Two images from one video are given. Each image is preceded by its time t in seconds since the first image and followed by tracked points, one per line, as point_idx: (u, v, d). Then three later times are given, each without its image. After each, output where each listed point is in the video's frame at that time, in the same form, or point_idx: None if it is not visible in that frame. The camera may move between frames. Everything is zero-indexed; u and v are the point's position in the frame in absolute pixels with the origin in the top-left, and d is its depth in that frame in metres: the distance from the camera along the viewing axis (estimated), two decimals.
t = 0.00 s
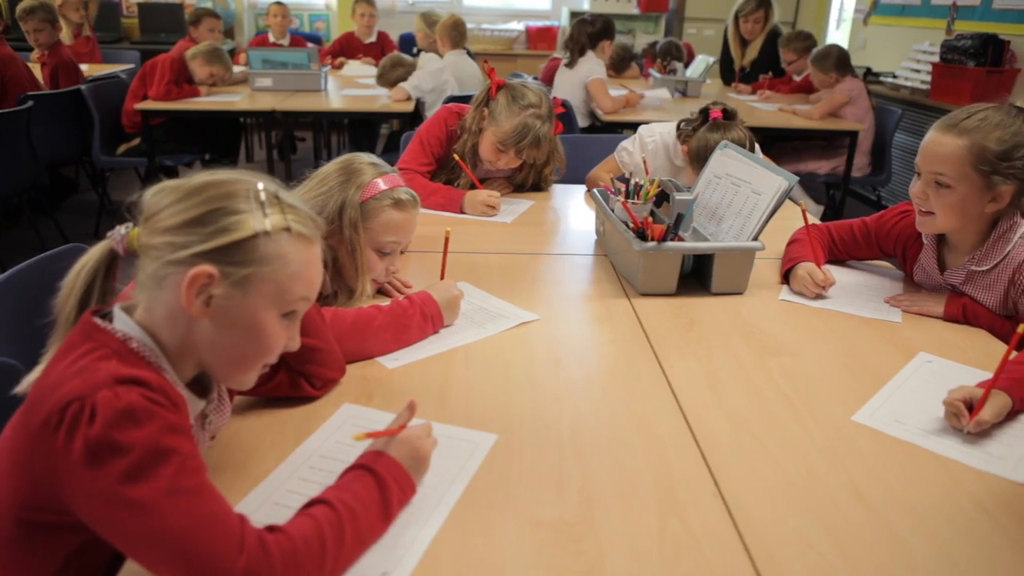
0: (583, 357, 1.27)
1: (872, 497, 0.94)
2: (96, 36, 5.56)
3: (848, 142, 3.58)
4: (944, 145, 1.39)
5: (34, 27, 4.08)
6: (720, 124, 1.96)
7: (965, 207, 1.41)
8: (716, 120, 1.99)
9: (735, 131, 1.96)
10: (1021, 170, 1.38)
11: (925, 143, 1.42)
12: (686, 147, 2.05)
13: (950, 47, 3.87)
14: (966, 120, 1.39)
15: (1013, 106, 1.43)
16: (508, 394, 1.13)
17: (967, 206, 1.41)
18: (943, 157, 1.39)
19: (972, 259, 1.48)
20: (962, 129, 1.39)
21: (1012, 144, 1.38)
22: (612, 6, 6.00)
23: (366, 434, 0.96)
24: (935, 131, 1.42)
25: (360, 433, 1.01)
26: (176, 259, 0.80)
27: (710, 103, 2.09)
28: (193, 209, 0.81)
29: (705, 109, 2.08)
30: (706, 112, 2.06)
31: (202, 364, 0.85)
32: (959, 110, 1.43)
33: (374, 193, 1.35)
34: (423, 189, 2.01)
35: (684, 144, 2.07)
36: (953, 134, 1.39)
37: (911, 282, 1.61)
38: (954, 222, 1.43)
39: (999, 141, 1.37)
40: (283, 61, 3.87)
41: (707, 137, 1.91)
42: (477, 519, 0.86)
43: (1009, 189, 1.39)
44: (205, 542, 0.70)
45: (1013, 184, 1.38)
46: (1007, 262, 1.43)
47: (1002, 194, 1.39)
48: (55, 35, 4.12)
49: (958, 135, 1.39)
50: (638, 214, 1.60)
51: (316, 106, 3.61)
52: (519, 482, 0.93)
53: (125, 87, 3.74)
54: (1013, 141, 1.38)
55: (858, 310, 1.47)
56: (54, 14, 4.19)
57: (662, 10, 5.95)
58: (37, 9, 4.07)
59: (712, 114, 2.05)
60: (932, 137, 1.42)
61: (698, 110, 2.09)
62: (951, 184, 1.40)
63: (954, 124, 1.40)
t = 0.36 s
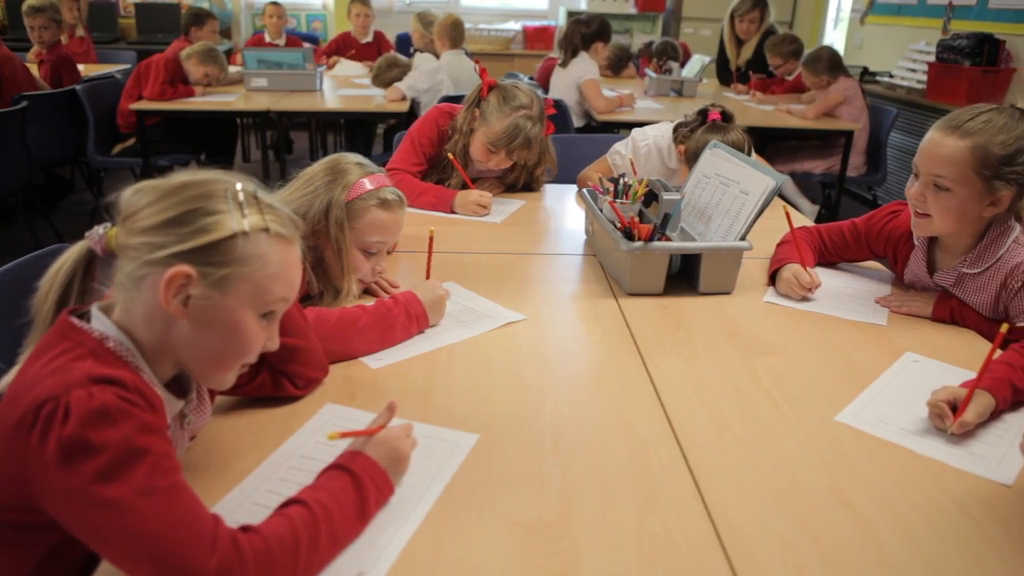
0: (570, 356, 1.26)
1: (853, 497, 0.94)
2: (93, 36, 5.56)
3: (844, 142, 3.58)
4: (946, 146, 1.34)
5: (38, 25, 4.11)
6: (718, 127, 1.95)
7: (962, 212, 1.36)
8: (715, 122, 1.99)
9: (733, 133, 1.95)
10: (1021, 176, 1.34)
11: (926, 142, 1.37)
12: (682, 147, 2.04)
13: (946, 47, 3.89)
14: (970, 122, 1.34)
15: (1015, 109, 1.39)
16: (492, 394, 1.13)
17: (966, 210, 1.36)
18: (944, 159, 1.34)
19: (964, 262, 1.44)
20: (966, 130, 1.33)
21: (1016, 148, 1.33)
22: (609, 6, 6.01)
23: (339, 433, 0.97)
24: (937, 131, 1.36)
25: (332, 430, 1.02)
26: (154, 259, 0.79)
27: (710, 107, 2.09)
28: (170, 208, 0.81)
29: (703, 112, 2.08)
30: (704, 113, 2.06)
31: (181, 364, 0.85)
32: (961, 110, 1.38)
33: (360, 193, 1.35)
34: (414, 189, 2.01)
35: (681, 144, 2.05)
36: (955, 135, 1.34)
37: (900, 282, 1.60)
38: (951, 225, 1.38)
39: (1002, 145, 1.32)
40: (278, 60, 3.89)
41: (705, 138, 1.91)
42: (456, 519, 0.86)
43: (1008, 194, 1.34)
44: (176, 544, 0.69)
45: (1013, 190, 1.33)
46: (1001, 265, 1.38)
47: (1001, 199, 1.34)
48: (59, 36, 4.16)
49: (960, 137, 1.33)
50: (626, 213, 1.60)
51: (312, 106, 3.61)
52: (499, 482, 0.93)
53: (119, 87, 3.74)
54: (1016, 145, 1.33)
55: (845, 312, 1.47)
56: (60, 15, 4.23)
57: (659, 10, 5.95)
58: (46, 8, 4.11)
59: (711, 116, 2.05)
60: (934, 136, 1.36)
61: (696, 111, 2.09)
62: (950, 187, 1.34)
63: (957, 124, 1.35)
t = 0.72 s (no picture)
0: (556, 356, 1.26)
1: (831, 496, 0.94)
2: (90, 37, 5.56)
3: (839, 141, 3.57)
4: (926, 147, 1.33)
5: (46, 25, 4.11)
6: (704, 116, 1.95)
7: (944, 213, 1.36)
8: (700, 112, 1.98)
9: (722, 122, 1.94)
10: (1000, 176, 1.34)
11: (905, 144, 1.36)
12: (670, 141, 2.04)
13: (942, 46, 3.89)
14: (949, 122, 1.33)
15: (994, 108, 1.38)
16: (474, 394, 1.13)
17: (948, 210, 1.35)
18: (925, 160, 1.33)
19: (948, 263, 1.44)
20: (945, 131, 1.33)
21: (995, 148, 1.33)
22: (606, 5, 6.00)
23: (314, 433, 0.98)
24: (916, 132, 1.36)
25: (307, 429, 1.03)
26: (129, 260, 0.79)
27: (693, 96, 2.09)
28: (145, 210, 0.81)
29: (687, 102, 2.08)
30: (691, 104, 2.05)
31: (158, 363, 0.84)
32: (941, 110, 1.37)
33: (347, 193, 1.35)
34: (404, 189, 2.00)
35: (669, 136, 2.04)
36: (935, 136, 1.33)
37: (888, 282, 1.60)
38: (933, 226, 1.38)
39: (982, 146, 1.32)
40: (273, 61, 3.88)
41: (690, 130, 1.90)
42: (433, 519, 0.86)
43: (988, 194, 1.34)
44: (147, 544, 0.69)
45: (993, 190, 1.33)
46: (985, 264, 1.38)
47: (982, 199, 1.34)
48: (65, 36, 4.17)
49: (940, 138, 1.33)
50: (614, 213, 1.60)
51: (307, 106, 3.61)
52: (477, 482, 0.93)
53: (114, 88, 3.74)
54: (995, 145, 1.33)
55: (832, 312, 1.47)
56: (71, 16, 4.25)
57: (656, 10, 5.96)
58: (56, 9, 4.14)
59: (695, 105, 2.05)
60: (914, 138, 1.35)
61: (681, 104, 2.09)
62: (931, 188, 1.34)
63: (937, 125, 1.34)
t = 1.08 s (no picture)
0: (540, 355, 1.26)
1: (809, 496, 0.94)
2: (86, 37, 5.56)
3: (834, 140, 3.57)
4: (909, 145, 1.34)
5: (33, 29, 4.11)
6: (693, 107, 1.95)
7: (926, 211, 1.36)
8: (688, 102, 1.98)
9: (712, 112, 1.94)
10: (983, 174, 1.34)
11: (888, 143, 1.37)
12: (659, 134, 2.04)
13: (937, 45, 3.88)
14: (931, 121, 1.34)
15: (978, 107, 1.39)
16: (456, 394, 1.13)
17: (931, 208, 1.35)
18: (907, 158, 1.34)
19: (933, 263, 1.44)
20: (927, 130, 1.34)
21: (977, 146, 1.33)
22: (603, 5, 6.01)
23: (292, 429, 1.00)
24: (899, 131, 1.37)
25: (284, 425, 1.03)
26: (103, 263, 0.79)
27: (677, 89, 2.06)
28: (120, 212, 0.80)
29: (672, 95, 2.05)
30: (674, 95, 2.04)
31: (135, 364, 0.84)
32: (923, 110, 1.38)
33: (331, 192, 1.35)
34: (393, 189, 2.01)
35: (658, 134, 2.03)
36: (917, 135, 1.34)
37: (875, 281, 1.59)
38: (917, 225, 1.38)
39: (964, 143, 1.33)
40: (268, 60, 3.88)
41: (679, 123, 1.91)
42: (409, 519, 0.86)
43: (971, 192, 1.34)
44: (119, 544, 0.69)
45: (976, 187, 1.33)
46: (969, 264, 1.39)
47: (965, 197, 1.34)
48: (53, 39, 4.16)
49: (922, 136, 1.34)
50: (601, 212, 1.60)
51: (302, 106, 3.60)
52: (455, 482, 0.93)
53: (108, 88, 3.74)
54: (977, 143, 1.33)
55: (818, 311, 1.46)
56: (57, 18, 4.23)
57: (653, 10, 5.96)
58: (42, 12, 4.12)
59: (680, 97, 2.01)
60: (896, 136, 1.36)
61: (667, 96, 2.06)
62: (914, 186, 1.34)
63: (919, 124, 1.35)
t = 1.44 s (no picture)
0: (523, 355, 1.26)
1: (787, 496, 0.93)
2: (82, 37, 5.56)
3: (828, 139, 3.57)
4: (894, 144, 1.34)
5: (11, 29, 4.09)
6: (675, 95, 1.97)
7: (910, 210, 1.36)
8: (669, 91, 2.01)
9: (695, 100, 1.97)
10: (968, 173, 1.34)
11: (873, 142, 1.38)
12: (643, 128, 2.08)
13: (932, 45, 3.87)
14: (915, 120, 1.35)
15: (963, 106, 1.39)
16: (437, 394, 1.13)
17: (915, 207, 1.35)
18: (891, 157, 1.34)
19: (919, 262, 1.44)
20: (911, 128, 1.34)
21: (961, 145, 1.33)
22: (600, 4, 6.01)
23: (252, 423, 1.03)
24: (884, 130, 1.37)
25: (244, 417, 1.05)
26: (70, 264, 0.79)
27: (655, 82, 2.13)
28: (86, 212, 0.81)
29: (653, 89, 2.12)
30: (656, 88, 2.09)
31: (109, 364, 0.84)
32: (909, 108, 1.38)
33: (306, 187, 1.37)
34: (383, 189, 2.01)
35: (642, 124, 2.08)
36: (902, 134, 1.34)
37: (861, 281, 1.59)
38: (901, 224, 1.38)
39: (948, 142, 1.33)
40: (263, 61, 3.88)
41: (659, 113, 1.95)
42: (383, 519, 0.86)
43: (955, 191, 1.34)
44: (88, 544, 0.69)
45: (961, 186, 1.33)
46: (954, 264, 1.39)
47: (949, 195, 1.34)
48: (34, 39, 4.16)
49: (906, 134, 1.34)
50: (588, 212, 1.59)
51: (297, 106, 3.60)
52: (432, 482, 0.93)
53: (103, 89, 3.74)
54: (961, 142, 1.33)
55: (804, 311, 1.46)
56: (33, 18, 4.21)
57: (650, 10, 5.96)
58: (16, 12, 4.11)
59: (660, 88, 2.08)
60: (881, 135, 1.37)
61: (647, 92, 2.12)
62: (898, 184, 1.34)
63: (903, 122, 1.35)
